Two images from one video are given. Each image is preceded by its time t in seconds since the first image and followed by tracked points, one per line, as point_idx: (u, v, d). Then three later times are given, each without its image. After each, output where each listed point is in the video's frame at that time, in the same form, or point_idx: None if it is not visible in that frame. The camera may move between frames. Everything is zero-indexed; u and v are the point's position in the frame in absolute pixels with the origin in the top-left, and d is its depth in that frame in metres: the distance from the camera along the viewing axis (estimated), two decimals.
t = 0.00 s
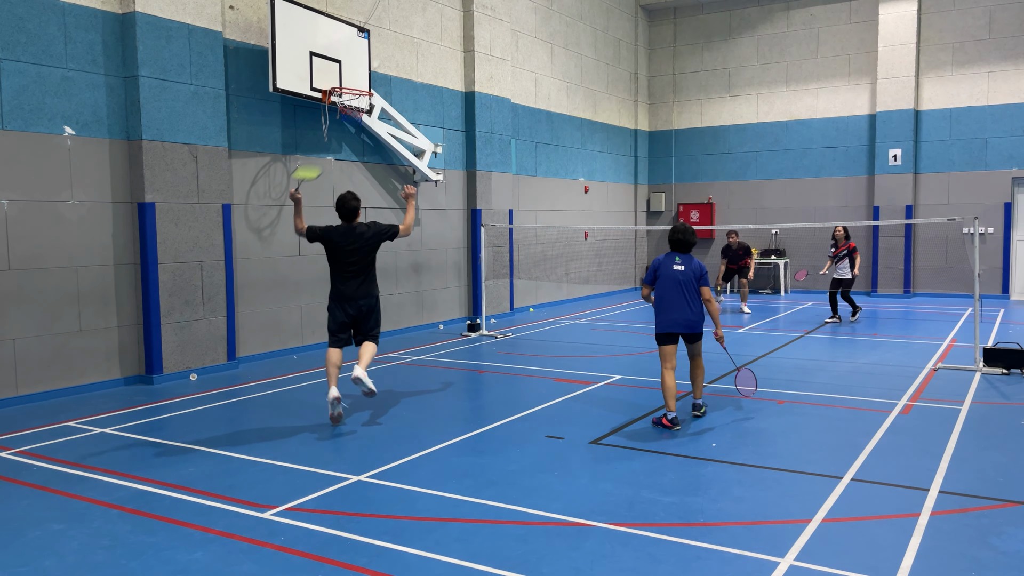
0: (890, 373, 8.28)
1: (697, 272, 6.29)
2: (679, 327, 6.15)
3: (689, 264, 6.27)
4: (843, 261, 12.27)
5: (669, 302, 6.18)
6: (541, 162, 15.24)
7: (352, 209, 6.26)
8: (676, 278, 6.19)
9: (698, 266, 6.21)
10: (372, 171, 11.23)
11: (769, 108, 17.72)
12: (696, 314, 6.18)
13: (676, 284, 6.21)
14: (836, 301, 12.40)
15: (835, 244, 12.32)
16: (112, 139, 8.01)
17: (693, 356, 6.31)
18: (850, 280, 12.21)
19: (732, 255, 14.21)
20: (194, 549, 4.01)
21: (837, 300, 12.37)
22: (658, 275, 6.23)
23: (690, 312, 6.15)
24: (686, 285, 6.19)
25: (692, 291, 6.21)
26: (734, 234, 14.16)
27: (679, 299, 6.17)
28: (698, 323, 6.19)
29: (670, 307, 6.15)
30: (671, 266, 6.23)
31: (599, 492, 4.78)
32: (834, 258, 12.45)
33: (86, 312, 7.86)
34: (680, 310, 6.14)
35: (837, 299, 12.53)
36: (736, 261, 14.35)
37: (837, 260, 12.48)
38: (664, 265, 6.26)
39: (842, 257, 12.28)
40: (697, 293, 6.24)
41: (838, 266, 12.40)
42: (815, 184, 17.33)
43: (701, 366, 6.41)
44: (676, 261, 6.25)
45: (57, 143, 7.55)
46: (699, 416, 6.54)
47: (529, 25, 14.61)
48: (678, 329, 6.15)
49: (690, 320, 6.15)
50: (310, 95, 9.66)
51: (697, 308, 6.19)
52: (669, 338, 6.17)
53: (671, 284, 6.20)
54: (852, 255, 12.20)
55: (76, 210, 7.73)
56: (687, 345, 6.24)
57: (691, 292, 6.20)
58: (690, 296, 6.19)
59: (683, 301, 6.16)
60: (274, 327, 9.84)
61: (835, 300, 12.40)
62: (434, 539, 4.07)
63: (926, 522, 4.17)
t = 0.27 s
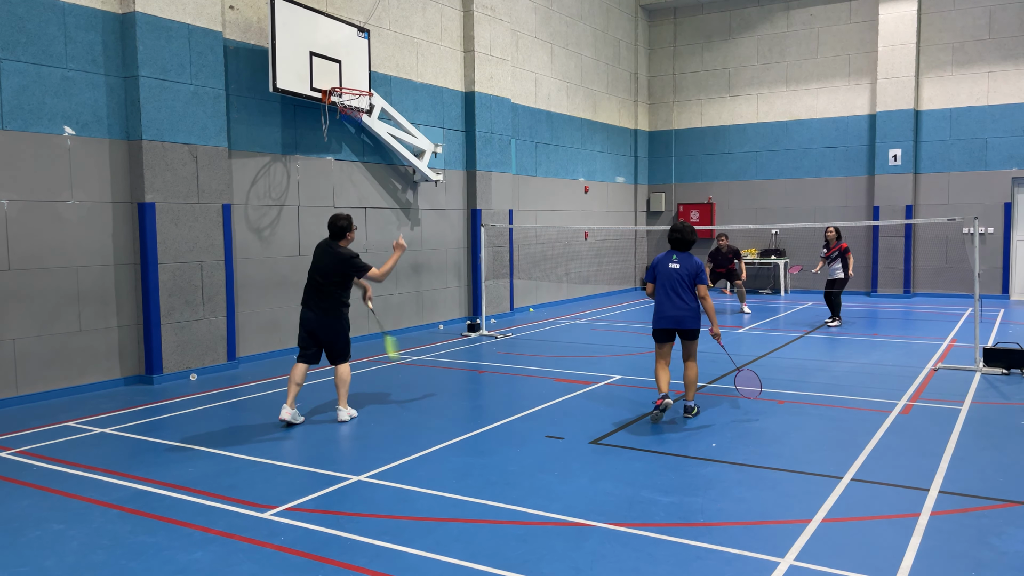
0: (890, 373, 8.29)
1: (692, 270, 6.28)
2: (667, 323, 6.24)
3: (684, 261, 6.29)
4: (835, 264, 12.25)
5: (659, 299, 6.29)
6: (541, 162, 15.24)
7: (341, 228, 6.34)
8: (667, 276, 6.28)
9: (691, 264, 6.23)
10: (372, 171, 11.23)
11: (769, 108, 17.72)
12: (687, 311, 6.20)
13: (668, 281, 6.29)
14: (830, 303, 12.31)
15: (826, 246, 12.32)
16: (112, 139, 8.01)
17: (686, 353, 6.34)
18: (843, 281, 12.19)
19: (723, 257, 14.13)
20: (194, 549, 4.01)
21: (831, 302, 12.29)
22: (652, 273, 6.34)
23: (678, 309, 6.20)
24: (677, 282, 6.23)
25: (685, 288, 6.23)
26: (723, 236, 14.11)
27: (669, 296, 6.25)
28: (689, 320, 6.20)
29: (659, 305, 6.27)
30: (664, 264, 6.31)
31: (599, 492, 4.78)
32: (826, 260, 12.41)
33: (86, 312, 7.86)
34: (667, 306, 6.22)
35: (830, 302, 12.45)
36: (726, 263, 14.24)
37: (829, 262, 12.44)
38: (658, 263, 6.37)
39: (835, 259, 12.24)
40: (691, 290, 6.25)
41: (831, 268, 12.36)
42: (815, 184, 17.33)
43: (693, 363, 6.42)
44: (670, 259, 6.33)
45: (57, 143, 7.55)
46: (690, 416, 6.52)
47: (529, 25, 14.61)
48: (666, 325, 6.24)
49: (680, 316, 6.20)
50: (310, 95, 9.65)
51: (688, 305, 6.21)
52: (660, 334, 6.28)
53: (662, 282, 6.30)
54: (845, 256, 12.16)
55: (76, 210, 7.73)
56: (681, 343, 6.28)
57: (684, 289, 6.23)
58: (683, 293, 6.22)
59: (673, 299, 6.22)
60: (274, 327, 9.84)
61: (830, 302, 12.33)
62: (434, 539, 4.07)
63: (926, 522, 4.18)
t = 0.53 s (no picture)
0: (890, 373, 8.29)
1: (679, 270, 6.44)
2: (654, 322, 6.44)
3: (671, 263, 6.46)
4: (833, 267, 12.20)
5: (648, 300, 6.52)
6: (541, 162, 15.24)
7: (350, 233, 6.33)
8: (654, 277, 6.49)
9: (672, 263, 6.46)
10: (372, 171, 11.23)
11: (769, 108, 17.72)
12: (673, 311, 6.37)
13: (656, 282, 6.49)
14: (829, 303, 12.31)
15: (826, 251, 12.32)
16: (112, 138, 8.01)
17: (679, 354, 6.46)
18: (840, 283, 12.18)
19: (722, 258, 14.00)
20: (195, 549, 4.01)
21: (829, 303, 12.29)
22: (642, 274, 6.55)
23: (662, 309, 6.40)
24: (664, 283, 6.43)
25: (672, 289, 6.41)
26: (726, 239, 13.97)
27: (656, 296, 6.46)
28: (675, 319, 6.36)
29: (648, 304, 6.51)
30: (652, 266, 6.52)
31: (599, 492, 4.77)
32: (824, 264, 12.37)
33: (86, 312, 7.86)
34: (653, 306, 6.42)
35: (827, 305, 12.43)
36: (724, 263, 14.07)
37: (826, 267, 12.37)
38: (647, 265, 6.57)
39: (833, 263, 12.20)
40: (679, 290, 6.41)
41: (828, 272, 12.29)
42: (815, 184, 17.34)
43: (689, 363, 6.47)
44: (658, 261, 6.52)
45: (57, 143, 7.54)
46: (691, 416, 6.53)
47: (529, 25, 14.61)
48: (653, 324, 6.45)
49: (665, 315, 6.38)
50: (310, 95, 9.66)
51: (673, 304, 6.37)
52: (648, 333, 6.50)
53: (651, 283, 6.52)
54: (843, 260, 12.10)
55: (76, 210, 7.73)
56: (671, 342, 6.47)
57: (671, 289, 6.40)
58: (670, 293, 6.40)
59: (660, 299, 6.42)
60: (274, 327, 9.84)
61: (828, 303, 12.33)
62: (434, 539, 4.07)
63: (926, 522, 4.18)
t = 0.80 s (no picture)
0: (890, 373, 8.29)
1: (646, 269, 6.76)
2: (624, 319, 6.82)
3: (639, 262, 6.78)
4: (835, 268, 12.18)
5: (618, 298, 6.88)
6: (541, 162, 15.24)
7: (373, 222, 6.60)
8: (623, 276, 6.84)
9: (642, 263, 6.76)
10: (372, 171, 11.23)
11: (769, 108, 17.72)
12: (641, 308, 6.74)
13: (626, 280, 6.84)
14: (829, 303, 12.31)
15: (829, 251, 12.25)
16: (112, 138, 8.01)
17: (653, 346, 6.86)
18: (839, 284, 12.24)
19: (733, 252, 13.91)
20: (195, 549, 4.01)
21: (829, 303, 12.29)
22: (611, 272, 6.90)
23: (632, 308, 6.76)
24: (632, 283, 6.76)
25: (640, 287, 6.75)
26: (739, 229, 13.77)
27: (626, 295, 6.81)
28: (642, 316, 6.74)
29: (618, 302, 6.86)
30: (621, 265, 6.86)
31: (599, 492, 4.77)
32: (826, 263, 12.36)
33: (86, 312, 7.86)
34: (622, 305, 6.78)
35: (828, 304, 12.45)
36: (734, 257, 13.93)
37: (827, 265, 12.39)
38: (616, 263, 6.91)
39: (835, 264, 12.20)
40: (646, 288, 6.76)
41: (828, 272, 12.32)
42: (815, 184, 17.33)
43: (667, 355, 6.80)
44: (626, 260, 6.85)
45: (57, 143, 7.54)
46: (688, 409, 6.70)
47: (529, 25, 14.61)
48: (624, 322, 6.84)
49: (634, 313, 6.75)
50: (310, 95, 9.65)
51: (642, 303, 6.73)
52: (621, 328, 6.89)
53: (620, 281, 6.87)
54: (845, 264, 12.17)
55: (76, 210, 7.73)
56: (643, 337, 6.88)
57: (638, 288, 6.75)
58: (638, 292, 6.75)
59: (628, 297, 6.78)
60: (274, 327, 9.84)
61: (828, 302, 12.32)
62: (434, 539, 4.07)
63: (926, 522, 4.18)
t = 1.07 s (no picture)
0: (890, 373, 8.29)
1: (625, 270, 6.92)
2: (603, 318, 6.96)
3: (618, 264, 6.92)
4: (834, 266, 12.24)
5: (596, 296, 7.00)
6: (541, 162, 15.24)
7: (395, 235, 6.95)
8: (603, 275, 6.95)
9: (622, 265, 6.90)
10: (372, 171, 11.23)
11: (769, 108, 17.72)
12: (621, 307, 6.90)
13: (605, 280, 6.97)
14: (829, 303, 12.30)
15: (828, 249, 12.30)
16: (112, 138, 8.01)
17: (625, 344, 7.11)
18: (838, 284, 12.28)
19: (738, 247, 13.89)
20: (194, 549, 4.01)
21: (830, 303, 12.28)
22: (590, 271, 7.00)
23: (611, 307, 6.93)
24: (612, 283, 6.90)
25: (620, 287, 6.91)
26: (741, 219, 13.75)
27: (606, 294, 6.94)
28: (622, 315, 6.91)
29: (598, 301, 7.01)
30: (600, 264, 6.95)
31: (599, 492, 4.77)
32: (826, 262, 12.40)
33: (86, 312, 7.85)
34: (604, 304, 6.91)
35: (828, 303, 12.44)
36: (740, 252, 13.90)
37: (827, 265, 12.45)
38: (595, 262, 7.01)
39: (835, 263, 12.24)
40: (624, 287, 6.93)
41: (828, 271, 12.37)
42: (815, 184, 17.33)
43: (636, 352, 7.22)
44: (606, 260, 6.96)
45: (57, 143, 7.55)
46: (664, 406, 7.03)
47: (529, 25, 14.61)
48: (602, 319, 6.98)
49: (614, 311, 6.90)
50: (310, 95, 9.65)
51: (621, 301, 6.88)
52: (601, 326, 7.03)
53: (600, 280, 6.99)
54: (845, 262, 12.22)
55: (76, 210, 7.73)
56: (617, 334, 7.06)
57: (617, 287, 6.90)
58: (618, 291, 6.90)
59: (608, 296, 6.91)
60: (274, 327, 9.84)
61: (829, 301, 12.31)
62: (433, 539, 4.07)
63: (926, 522, 4.18)
